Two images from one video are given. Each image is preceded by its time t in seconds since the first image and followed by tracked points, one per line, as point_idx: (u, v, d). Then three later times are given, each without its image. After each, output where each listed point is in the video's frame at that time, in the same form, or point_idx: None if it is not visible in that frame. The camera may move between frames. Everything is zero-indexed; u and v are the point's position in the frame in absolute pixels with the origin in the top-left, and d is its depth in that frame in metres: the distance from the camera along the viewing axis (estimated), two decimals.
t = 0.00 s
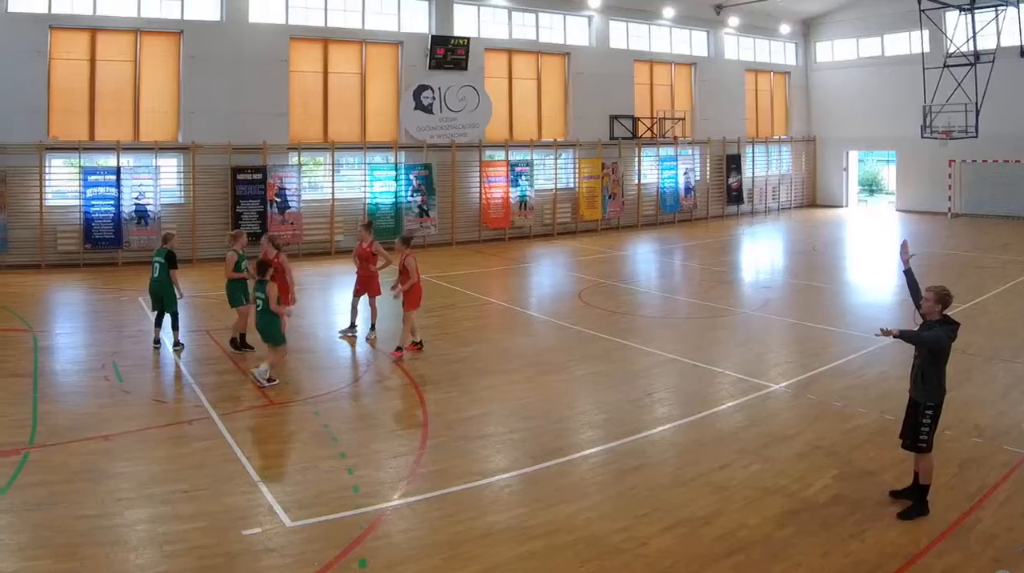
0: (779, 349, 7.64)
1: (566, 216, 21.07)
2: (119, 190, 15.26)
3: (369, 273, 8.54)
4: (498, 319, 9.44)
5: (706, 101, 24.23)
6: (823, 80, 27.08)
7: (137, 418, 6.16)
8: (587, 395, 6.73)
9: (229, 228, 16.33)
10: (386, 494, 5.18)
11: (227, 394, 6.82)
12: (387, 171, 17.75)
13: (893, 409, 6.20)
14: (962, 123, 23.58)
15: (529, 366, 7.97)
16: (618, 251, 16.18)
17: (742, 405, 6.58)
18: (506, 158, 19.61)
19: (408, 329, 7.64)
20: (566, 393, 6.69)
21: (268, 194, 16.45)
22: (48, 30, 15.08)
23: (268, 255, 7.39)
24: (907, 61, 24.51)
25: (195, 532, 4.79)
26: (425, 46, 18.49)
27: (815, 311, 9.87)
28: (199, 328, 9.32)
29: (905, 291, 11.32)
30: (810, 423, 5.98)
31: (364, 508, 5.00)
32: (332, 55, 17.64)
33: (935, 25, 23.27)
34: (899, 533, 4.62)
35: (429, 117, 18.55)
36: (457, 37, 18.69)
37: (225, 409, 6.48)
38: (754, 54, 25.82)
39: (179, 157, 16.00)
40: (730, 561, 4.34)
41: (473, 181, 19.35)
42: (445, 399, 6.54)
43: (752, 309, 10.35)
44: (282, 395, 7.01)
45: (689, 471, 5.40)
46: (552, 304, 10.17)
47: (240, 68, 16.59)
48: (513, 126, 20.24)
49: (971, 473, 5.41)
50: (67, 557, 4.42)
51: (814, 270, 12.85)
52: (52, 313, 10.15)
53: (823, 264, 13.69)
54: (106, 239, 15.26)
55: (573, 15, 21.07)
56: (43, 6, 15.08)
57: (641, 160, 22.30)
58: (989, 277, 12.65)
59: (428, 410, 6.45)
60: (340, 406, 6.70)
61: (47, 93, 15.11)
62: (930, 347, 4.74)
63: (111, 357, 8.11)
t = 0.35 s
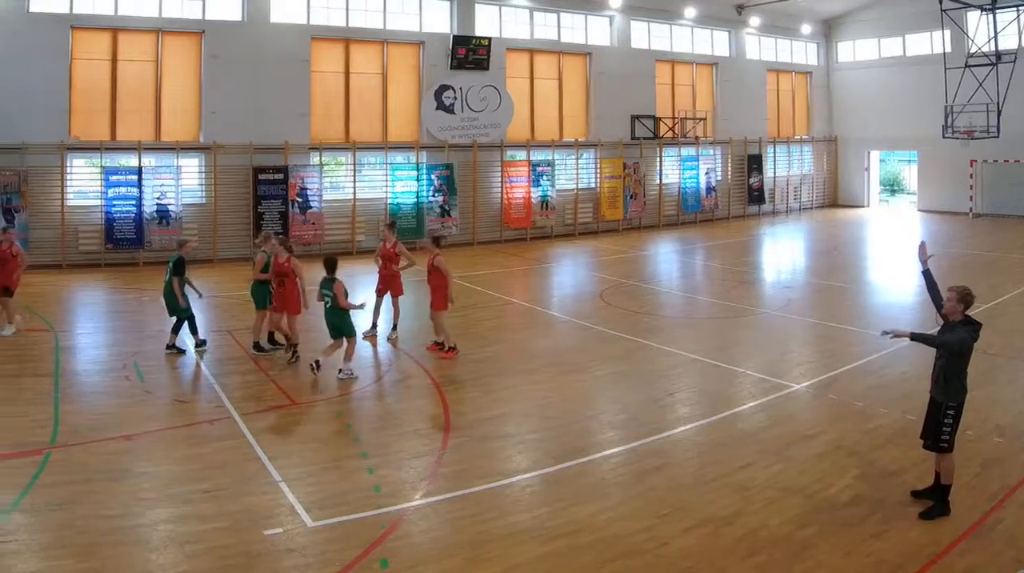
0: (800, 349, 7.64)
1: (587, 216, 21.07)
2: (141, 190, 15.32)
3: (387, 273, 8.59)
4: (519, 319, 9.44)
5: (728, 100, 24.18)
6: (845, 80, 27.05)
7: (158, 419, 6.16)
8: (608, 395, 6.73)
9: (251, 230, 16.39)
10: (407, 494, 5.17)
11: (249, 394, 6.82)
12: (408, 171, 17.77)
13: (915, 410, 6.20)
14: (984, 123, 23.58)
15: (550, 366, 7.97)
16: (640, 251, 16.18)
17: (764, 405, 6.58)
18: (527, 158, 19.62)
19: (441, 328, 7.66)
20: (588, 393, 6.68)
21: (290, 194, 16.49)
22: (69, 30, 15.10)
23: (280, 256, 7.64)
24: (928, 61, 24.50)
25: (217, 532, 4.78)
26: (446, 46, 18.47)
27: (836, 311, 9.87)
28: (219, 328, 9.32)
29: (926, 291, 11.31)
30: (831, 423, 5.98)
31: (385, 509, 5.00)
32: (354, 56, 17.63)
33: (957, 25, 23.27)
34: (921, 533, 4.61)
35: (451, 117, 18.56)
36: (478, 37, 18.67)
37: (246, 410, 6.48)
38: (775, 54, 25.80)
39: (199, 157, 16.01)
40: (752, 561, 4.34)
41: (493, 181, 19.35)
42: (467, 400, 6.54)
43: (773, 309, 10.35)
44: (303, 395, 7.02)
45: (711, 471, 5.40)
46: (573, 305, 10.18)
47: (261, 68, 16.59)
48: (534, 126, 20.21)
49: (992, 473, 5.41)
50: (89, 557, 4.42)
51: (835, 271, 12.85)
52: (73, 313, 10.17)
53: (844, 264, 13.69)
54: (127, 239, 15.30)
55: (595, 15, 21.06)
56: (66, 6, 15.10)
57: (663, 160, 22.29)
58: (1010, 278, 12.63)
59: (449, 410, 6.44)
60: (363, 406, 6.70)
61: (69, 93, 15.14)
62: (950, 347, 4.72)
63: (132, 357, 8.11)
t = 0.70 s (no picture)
0: (820, 349, 7.64)
1: (608, 216, 21.09)
2: (160, 190, 15.32)
3: (408, 273, 8.63)
4: (539, 319, 9.44)
5: (748, 100, 24.15)
6: (864, 80, 27.06)
7: (178, 419, 6.16)
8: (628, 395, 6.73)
9: (271, 231, 16.39)
10: (427, 494, 5.17)
11: (269, 393, 6.82)
12: (428, 171, 17.82)
13: (935, 409, 6.20)
14: (1004, 123, 23.66)
15: (570, 366, 7.98)
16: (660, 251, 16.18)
17: (785, 405, 6.58)
18: (547, 158, 19.65)
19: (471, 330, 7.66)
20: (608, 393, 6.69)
21: (310, 194, 16.48)
22: (91, 30, 15.14)
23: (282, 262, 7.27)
24: (949, 61, 24.51)
25: (237, 532, 4.78)
26: (466, 46, 18.48)
27: (856, 311, 9.87)
28: (239, 328, 9.33)
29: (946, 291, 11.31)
30: (851, 423, 5.98)
31: (406, 509, 5.00)
32: (374, 56, 17.64)
33: (977, 25, 23.30)
34: (941, 533, 4.61)
35: (471, 118, 18.58)
36: (499, 37, 18.68)
37: (266, 409, 6.48)
38: (796, 54, 25.78)
39: (219, 157, 16.01)
40: (772, 561, 4.34)
41: (514, 180, 19.35)
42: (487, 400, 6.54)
43: (793, 309, 10.36)
44: (323, 395, 7.03)
45: (731, 471, 5.40)
46: (594, 304, 10.19)
47: (281, 68, 16.60)
48: (555, 126, 20.20)
49: (1013, 473, 5.41)
50: (110, 557, 4.42)
51: (855, 271, 12.85)
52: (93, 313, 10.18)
53: (864, 264, 13.69)
54: (147, 239, 15.32)
55: (615, 15, 21.06)
56: (86, 6, 15.13)
57: (683, 160, 22.28)
58: None
59: (470, 410, 6.44)
60: (385, 406, 6.71)
61: (89, 92, 15.16)
62: (970, 348, 4.68)
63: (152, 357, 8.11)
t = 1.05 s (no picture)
0: (839, 349, 7.64)
1: (628, 216, 21.09)
2: (181, 190, 15.37)
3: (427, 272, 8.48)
4: (559, 319, 9.45)
5: (769, 100, 24.08)
6: (885, 80, 27.02)
7: (198, 419, 6.17)
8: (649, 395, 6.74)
9: (292, 232, 16.44)
10: (447, 494, 5.17)
11: (290, 393, 6.83)
12: (448, 171, 17.91)
13: (956, 410, 6.20)
14: None
15: (590, 366, 7.98)
16: (680, 251, 16.19)
17: (806, 405, 6.59)
18: (568, 158, 19.62)
19: (496, 329, 7.67)
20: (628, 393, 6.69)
21: (330, 194, 16.59)
22: (111, 30, 15.20)
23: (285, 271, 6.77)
24: (969, 61, 24.47)
25: (257, 532, 4.79)
26: (487, 46, 18.49)
27: (876, 311, 9.87)
28: (259, 328, 9.35)
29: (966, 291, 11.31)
30: (872, 423, 5.99)
31: (426, 509, 5.00)
32: (394, 56, 17.63)
33: (998, 25, 23.27)
34: (962, 533, 4.61)
35: (492, 118, 18.60)
36: (519, 36, 18.68)
37: (287, 410, 6.48)
38: (816, 54, 25.75)
39: (240, 157, 16.05)
40: (792, 561, 4.34)
41: (534, 181, 19.35)
42: (508, 400, 6.55)
43: (814, 309, 10.37)
44: (343, 395, 7.03)
45: (751, 471, 5.40)
46: (614, 304, 10.19)
47: (301, 68, 16.61)
48: (575, 126, 20.16)
49: None
50: (131, 557, 4.42)
51: (875, 271, 12.85)
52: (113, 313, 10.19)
53: (883, 264, 13.69)
54: (167, 239, 15.38)
55: (635, 15, 21.01)
56: (106, 6, 15.20)
57: (703, 160, 22.23)
58: None
59: (490, 410, 6.45)
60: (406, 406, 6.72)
61: (109, 91, 15.20)
62: (990, 347, 4.66)
63: (171, 357, 8.12)
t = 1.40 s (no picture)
0: (859, 349, 7.64)
1: (648, 215, 21.12)
2: (201, 190, 15.40)
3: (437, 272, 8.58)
4: (579, 319, 9.45)
5: (789, 100, 24.06)
6: (906, 80, 27.03)
7: (217, 419, 6.16)
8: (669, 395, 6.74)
9: (312, 232, 16.50)
10: (467, 494, 5.17)
11: (310, 393, 6.83)
12: (468, 171, 17.89)
13: (976, 410, 6.19)
14: None
15: (610, 366, 7.98)
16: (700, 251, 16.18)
17: (826, 405, 6.59)
18: (588, 158, 19.63)
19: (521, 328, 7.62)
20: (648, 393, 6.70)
21: (350, 195, 16.59)
22: (131, 30, 15.27)
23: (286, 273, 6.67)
24: (989, 61, 24.46)
25: (277, 532, 4.78)
26: (507, 46, 18.53)
27: (896, 311, 9.87)
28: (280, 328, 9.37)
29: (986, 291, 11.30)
30: (892, 423, 5.98)
31: (447, 509, 5.00)
32: (413, 56, 17.66)
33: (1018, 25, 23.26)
34: (982, 533, 4.60)
35: (512, 118, 18.62)
36: (539, 36, 18.70)
37: (306, 409, 6.48)
38: (836, 54, 25.75)
39: (259, 157, 16.08)
40: (812, 561, 4.34)
41: (554, 181, 19.36)
42: (528, 400, 6.55)
43: (834, 308, 10.37)
44: (362, 395, 7.04)
45: (771, 471, 5.39)
46: (634, 304, 10.19)
47: (321, 68, 16.65)
48: (595, 125, 20.17)
49: None
50: (151, 557, 4.42)
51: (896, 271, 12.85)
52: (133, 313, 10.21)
53: (904, 264, 13.69)
54: (188, 239, 15.45)
55: (655, 15, 21.00)
56: (125, 6, 15.27)
57: (723, 160, 22.20)
58: None
59: (511, 410, 6.44)
60: (426, 405, 6.72)
61: (129, 92, 15.25)
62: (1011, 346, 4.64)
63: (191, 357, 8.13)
